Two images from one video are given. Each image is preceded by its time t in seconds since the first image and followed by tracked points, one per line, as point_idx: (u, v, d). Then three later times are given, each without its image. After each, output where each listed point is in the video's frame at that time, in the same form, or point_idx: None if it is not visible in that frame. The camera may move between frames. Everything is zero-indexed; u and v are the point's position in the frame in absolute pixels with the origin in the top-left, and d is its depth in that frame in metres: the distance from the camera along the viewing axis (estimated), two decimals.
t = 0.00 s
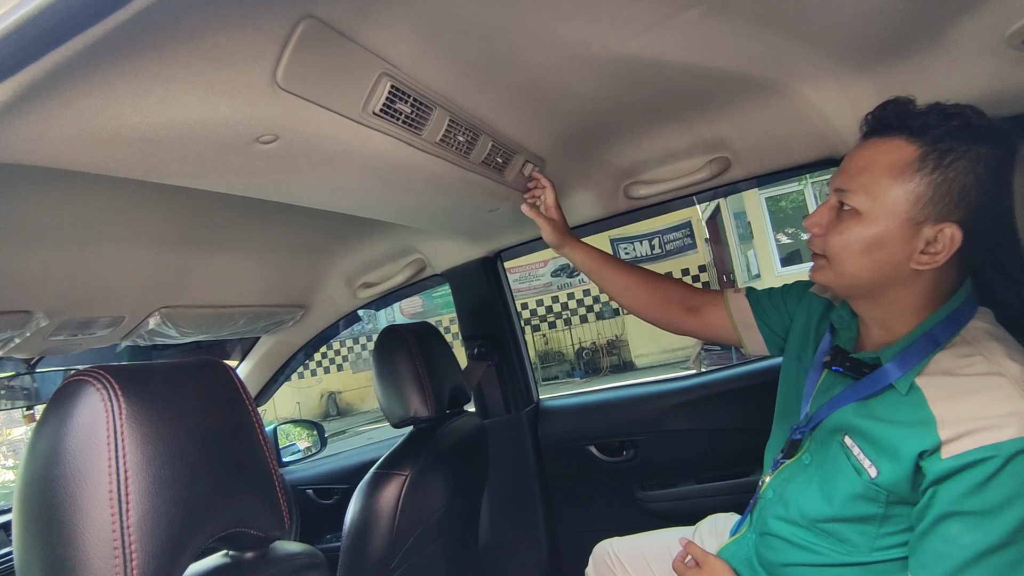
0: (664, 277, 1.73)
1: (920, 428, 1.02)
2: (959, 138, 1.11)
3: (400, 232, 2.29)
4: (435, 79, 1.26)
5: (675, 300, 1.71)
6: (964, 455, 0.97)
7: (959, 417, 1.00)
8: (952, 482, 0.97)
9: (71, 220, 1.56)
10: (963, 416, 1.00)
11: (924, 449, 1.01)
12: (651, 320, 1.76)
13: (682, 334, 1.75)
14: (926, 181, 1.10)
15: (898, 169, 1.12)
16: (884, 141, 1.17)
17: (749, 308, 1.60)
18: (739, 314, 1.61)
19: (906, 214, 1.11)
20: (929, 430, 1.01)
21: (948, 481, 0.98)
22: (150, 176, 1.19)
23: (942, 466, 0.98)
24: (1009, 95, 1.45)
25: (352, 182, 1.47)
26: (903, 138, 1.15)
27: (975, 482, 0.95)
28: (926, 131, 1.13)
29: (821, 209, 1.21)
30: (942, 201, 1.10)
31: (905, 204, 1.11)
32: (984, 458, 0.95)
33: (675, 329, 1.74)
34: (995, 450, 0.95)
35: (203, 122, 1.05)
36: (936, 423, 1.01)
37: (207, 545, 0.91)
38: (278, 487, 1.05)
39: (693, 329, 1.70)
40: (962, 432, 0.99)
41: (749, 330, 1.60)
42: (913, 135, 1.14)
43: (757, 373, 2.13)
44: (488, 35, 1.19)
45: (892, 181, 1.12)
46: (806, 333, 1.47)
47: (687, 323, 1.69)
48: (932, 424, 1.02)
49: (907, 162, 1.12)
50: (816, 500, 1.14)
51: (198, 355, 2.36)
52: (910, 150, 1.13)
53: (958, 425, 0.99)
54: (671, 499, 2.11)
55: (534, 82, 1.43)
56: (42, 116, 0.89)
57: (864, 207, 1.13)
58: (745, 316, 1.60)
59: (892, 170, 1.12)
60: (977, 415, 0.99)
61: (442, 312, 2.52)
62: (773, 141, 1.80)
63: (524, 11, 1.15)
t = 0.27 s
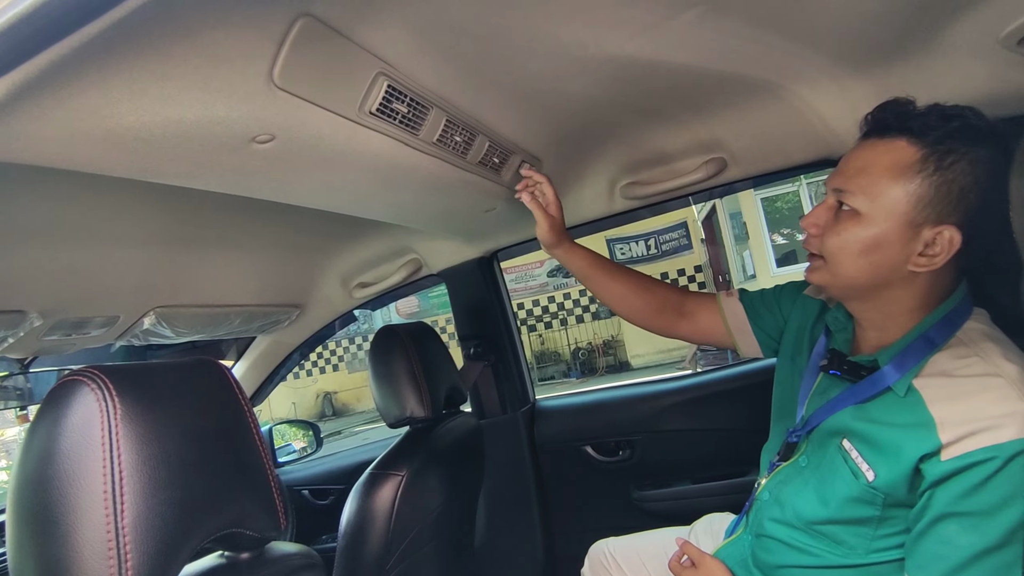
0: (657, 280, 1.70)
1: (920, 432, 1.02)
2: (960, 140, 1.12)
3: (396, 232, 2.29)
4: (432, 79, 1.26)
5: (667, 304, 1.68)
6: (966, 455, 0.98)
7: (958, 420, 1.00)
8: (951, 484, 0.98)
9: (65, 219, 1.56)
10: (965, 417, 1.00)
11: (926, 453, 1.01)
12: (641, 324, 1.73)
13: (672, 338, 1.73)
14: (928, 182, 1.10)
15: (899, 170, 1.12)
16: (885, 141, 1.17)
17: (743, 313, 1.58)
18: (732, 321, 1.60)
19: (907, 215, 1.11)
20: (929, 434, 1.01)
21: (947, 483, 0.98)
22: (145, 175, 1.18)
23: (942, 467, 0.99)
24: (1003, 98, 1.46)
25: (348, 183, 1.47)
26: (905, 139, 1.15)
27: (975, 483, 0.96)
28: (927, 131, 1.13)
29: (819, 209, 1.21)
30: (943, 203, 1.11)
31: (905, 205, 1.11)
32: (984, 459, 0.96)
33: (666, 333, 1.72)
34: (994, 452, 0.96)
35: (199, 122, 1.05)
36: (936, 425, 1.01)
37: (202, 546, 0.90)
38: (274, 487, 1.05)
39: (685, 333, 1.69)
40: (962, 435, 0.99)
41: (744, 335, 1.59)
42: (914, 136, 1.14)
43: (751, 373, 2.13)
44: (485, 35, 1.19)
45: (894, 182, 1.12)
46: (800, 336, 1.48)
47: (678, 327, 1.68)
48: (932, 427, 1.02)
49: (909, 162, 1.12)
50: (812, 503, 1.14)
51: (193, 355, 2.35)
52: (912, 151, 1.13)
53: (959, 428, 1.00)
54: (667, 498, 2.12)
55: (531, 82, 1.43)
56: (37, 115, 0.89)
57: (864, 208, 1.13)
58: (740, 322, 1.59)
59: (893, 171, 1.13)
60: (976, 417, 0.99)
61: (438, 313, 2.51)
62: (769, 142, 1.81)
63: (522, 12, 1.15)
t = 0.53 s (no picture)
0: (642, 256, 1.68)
1: (918, 441, 1.03)
2: (967, 140, 1.12)
3: (388, 228, 2.28)
4: (425, 73, 1.25)
5: (653, 283, 1.65)
6: (965, 463, 0.97)
7: (959, 429, 1.00)
8: (948, 491, 0.98)
9: (52, 213, 1.54)
10: (966, 425, 0.99)
11: (924, 463, 1.01)
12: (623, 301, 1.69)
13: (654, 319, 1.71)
14: (931, 182, 1.11)
15: (903, 168, 1.13)
16: (890, 137, 1.18)
17: (735, 305, 1.59)
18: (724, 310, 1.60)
19: (909, 215, 1.11)
20: (927, 442, 1.02)
21: (942, 491, 0.99)
22: (134, 168, 1.17)
23: (940, 476, 0.99)
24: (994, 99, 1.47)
25: (339, 178, 1.47)
26: (911, 136, 1.16)
27: (972, 490, 0.96)
28: (934, 130, 1.14)
29: (819, 206, 1.22)
30: (946, 204, 1.11)
31: (906, 205, 1.11)
32: (984, 467, 0.96)
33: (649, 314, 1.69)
34: (995, 459, 0.95)
35: (189, 115, 1.04)
36: (934, 433, 1.02)
37: (191, 544, 0.90)
38: (266, 485, 1.04)
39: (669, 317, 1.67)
40: (962, 443, 0.99)
41: (734, 326, 1.59)
42: (921, 133, 1.15)
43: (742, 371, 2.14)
44: (479, 31, 1.19)
45: (897, 180, 1.12)
46: (790, 332, 1.48)
47: (662, 309, 1.66)
48: (930, 436, 1.02)
49: (916, 159, 1.13)
50: (804, 507, 1.15)
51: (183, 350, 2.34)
52: (917, 150, 1.13)
53: (962, 436, 0.99)
54: (659, 496, 2.14)
55: (526, 78, 1.42)
56: (23, 105, 0.87)
57: (865, 206, 1.14)
58: (731, 312, 1.59)
59: (898, 169, 1.13)
60: (977, 425, 0.98)
61: (430, 310, 2.51)
62: (763, 141, 1.81)
63: (517, 7, 1.15)
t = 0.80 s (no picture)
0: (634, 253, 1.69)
1: (901, 437, 1.03)
2: (951, 140, 1.13)
3: (377, 219, 2.26)
4: (415, 61, 1.24)
5: (642, 278, 1.67)
6: (947, 459, 0.98)
7: (940, 426, 1.01)
8: (930, 486, 0.98)
9: (33, 198, 1.51)
10: (947, 421, 1.00)
11: (907, 459, 1.01)
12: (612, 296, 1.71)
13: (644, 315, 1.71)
14: (916, 181, 1.11)
15: (889, 167, 1.13)
16: (876, 135, 1.17)
17: (723, 300, 1.59)
18: (711, 305, 1.59)
19: (893, 213, 1.12)
20: (910, 437, 1.02)
21: (924, 486, 0.99)
22: (116, 152, 1.15)
23: (922, 472, 0.99)
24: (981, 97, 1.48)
25: (327, 167, 1.45)
26: (897, 135, 1.16)
27: (953, 485, 0.96)
28: (920, 129, 1.14)
29: (804, 204, 1.21)
30: (930, 203, 1.12)
31: (892, 203, 1.11)
32: (964, 462, 0.96)
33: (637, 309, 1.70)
34: (976, 455, 0.96)
35: (173, 99, 1.02)
36: (916, 430, 1.02)
37: (173, 534, 0.88)
38: (251, 477, 1.03)
39: (657, 311, 1.67)
40: (943, 440, 0.99)
41: (721, 320, 1.59)
42: (906, 132, 1.15)
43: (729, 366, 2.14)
44: (470, 19, 1.18)
45: (882, 178, 1.12)
46: (777, 329, 1.48)
47: (652, 304, 1.66)
48: (912, 431, 1.02)
49: (902, 158, 1.13)
50: (790, 501, 1.15)
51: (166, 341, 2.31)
52: (903, 149, 1.13)
53: (942, 433, 1.00)
54: (646, 490, 2.15)
55: (516, 68, 1.41)
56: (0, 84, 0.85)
57: (850, 204, 1.14)
58: (719, 307, 1.59)
59: (884, 167, 1.13)
60: (958, 421, 0.99)
61: (419, 304, 2.49)
62: (753, 138, 1.82)
63: None
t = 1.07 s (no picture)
0: (620, 249, 1.70)
1: (887, 433, 1.04)
2: (941, 139, 1.13)
3: (366, 210, 2.25)
4: (404, 49, 1.23)
5: (627, 275, 1.67)
6: (929, 454, 0.98)
7: (924, 422, 1.01)
8: (913, 481, 0.99)
9: (13, 181, 1.48)
10: (931, 418, 1.01)
11: (892, 455, 1.03)
12: (597, 292, 1.72)
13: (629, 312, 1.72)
14: (905, 180, 1.12)
15: (879, 166, 1.13)
16: (866, 133, 1.17)
17: (706, 296, 1.59)
18: (695, 301, 1.59)
19: (882, 212, 1.12)
20: (894, 433, 1.03)
21: (908, 482, 0.99)
22: (97, 136, 1.14)
23: (905, 468, 1.00)
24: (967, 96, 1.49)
25: (314, 155, 1.43)
26: (887, 133, 1.16)
27: (935, 480, 0.96)
28: (910, 128, 1.14)
29: (793, 202, 1.22)
30: (919, 202, 1.13)
31: (882, 203, 1.12)
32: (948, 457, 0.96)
33: (622, 305, 1.70)
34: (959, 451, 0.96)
35: (157, 82, 1.00)
36: (901, 427, 1.03)
37: (155, 525, 0.88)
38: (234, 468, 1.03)
39: (642, 308, 1.67)
40: (928, 436, 1.00)
41: (706, 318, 1.59)
42: (897, 130, 1.15)
43: (716, 362, 2.15)
44: (461, 7, 1.17)
45: (872, 177, 1.12)
46: (762, 324, 1.49)
47: (637, 301, 1.67)
48: (897, 427, 1.04)
49: (892, 157, 1.13)
50: (774, 497, 1.16)
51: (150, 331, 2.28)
52: (893, 148, 1.14)
53: (927, 428, 1.00)
54: (630, 483, 2.14)
55: (507, 59, 1.41)
56: None
57: (840, 203, 1.14)
58: (703, 304, 1.58)
59: (875, 166, 1.13)
60: (942, 417, 1.00)
61: (407, 298, 2.47)
62: (743, 133, 1.82)
63: None
